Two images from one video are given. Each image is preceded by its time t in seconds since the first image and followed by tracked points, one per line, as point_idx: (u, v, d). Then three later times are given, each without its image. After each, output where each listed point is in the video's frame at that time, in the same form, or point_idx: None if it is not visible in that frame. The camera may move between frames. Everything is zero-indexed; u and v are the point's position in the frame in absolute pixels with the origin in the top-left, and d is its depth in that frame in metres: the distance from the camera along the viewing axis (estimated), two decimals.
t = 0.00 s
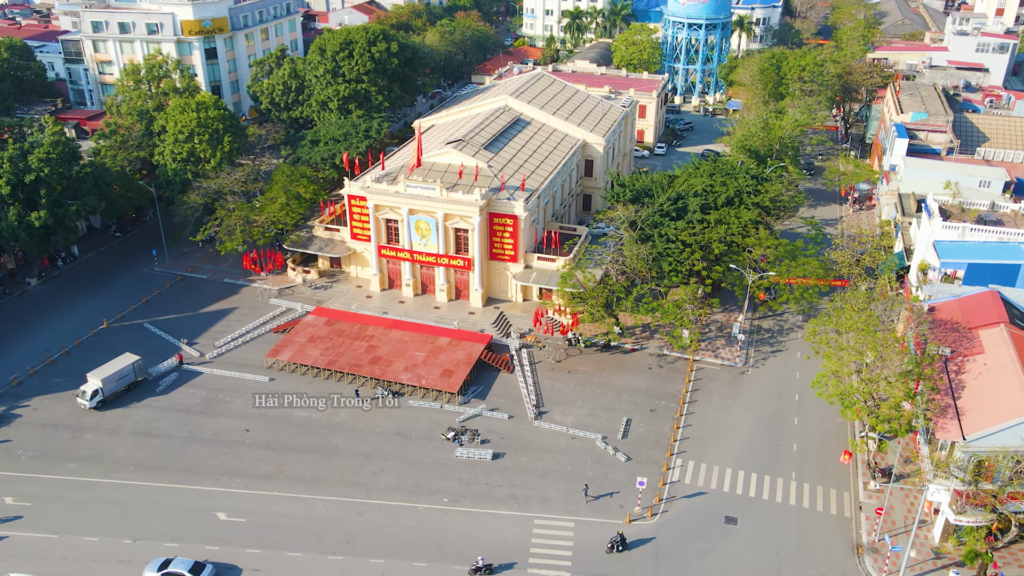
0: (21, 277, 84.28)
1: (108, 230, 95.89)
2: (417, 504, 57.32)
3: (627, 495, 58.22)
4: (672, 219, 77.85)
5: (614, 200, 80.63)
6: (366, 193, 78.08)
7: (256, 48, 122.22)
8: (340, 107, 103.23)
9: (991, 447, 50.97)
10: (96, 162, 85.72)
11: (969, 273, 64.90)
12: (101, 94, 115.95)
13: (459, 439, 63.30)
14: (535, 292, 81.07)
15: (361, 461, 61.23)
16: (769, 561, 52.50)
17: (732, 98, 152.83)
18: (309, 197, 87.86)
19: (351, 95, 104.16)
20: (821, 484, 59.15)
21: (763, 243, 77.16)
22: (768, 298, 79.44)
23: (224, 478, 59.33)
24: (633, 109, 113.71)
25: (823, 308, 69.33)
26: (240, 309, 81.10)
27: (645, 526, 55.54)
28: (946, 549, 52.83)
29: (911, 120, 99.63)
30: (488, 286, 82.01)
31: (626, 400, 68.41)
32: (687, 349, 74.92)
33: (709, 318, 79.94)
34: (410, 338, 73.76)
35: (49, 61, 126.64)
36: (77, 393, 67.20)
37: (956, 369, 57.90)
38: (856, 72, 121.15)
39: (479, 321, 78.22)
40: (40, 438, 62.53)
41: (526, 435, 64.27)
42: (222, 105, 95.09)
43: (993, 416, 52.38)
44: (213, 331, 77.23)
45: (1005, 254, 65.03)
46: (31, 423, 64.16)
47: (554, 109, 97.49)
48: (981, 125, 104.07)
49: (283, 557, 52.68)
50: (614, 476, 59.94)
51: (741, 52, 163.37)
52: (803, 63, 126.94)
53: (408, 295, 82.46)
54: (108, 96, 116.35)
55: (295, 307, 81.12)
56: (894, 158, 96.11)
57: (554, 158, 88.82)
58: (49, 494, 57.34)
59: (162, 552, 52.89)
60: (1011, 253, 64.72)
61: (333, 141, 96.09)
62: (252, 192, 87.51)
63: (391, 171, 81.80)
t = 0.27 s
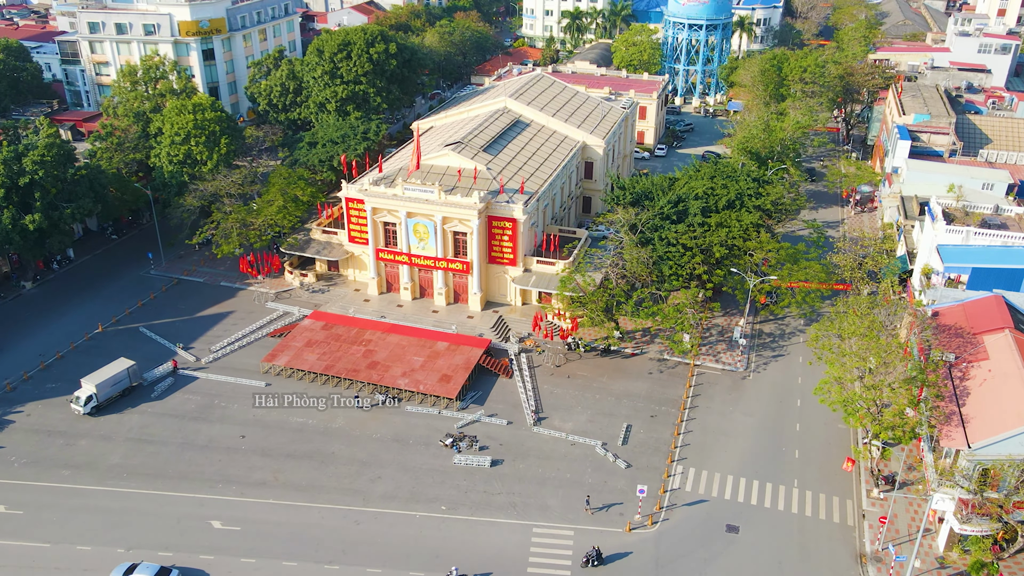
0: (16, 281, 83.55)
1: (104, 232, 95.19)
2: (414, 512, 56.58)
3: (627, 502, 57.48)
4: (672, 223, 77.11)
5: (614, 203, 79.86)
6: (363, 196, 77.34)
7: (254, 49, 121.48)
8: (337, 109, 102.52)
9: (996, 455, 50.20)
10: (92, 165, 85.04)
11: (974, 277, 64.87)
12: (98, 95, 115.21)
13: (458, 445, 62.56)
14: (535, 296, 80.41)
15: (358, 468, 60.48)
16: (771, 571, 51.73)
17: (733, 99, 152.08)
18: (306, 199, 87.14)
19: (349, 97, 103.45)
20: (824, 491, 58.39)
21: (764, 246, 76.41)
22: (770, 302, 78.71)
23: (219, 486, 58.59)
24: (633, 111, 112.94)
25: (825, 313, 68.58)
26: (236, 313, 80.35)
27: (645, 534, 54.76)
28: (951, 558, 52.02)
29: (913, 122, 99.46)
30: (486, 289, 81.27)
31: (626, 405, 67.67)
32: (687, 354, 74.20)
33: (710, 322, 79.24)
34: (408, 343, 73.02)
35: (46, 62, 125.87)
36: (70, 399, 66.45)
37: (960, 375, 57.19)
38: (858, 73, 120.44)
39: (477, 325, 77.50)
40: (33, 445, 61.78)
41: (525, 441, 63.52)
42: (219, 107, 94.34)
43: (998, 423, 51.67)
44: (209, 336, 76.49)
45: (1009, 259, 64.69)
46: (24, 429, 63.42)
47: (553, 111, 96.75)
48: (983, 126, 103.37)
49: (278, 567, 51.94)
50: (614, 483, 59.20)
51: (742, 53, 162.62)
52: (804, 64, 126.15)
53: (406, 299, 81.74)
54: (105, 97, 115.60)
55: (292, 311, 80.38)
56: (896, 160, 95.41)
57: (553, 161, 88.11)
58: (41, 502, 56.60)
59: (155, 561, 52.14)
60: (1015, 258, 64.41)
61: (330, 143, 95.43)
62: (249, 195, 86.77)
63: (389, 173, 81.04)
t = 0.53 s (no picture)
0: (10, 284, 82.79)
1: (100, 235, 94.46)
2: (411, 521, 55.81)
3: (627, 511, 56.71)
4: (673, 226, 76.29)
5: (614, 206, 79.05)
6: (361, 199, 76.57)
7: (252, 50, 120.73)
8: (335, 110, 101.76)
9: (1003, 464, 49.40)
10: (87, 168, 84.33)
11: (977, 283, 63.33)
12: (94, 97, 114.51)
13: (455, 452, 61.79)
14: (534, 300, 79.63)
15: (355, 476, 59.71)
16: None
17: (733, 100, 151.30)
18: (304, 202, 86.38)
19: (347, 99, 102.68)
20: (826, 500, 57.61)
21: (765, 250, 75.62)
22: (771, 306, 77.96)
23: (213, 494, 57.82)
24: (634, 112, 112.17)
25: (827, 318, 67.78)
26: (233, 317, 79.58)
27: (645, 544, 53.97)
28: (956, 568, 51.23)
29: (915, 124, 98.84)
30: (485, 293, 80.48)
31: (626, 411, 66.89)
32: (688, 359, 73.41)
33: (711, 326, 78.50)
34: (405, 347, 72.24)
35: (42, 63, 125.16)
36: (64, 405, 65.67)
37: (965, 382, 56.42)
38: (859, 74, 119.70)
39: (476, 330, 76.71)
40: (26, 452, 61.01)
41: (524, 448, 62.75)
42: (216, 109, 93.59)
43: (1004, 432, 50.64)
44: (204, 340, 75.72)
45: (1013, 264, 63.59)
46: (16, 436, 62.64)
47: (553, 113, 95.95)
48: (984, 128, 102.66)
49: None
50: (613, 491, 58.43)
51: (742, 54, 161.82)
52: (805, 65, 125.31)
53: (404, 303, 80.96)
54: (101, 98, 114.89)
55: (289, 315, 79.61)
56: (898, 162, 94.61)
57: (553, 163, 87.33)
58: (33, 510, 55.83)
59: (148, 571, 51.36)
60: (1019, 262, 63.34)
61: (328, 145, 94.74)
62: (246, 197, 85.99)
63: (387, 176, 80.27)
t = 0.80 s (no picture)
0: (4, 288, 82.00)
1: (96, 238, 93.66)
2: (409, 530, 55.01)
3: (627, 520, 55.92)
4: (674, 230, 75.48)
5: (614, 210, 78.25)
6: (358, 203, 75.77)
7: (250, 51, 119.93)
8: (333, 112, 100.99)
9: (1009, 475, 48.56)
10: (82, 171, 83.57)
11: (982, 288, 62.71)
12: (90, 98, 113.76)
13: (454, 460, 61.03)
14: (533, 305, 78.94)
15: (351, 484, 58.90)
16: None
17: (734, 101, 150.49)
18: (301, 206, 85.62)
19: (345, 101, 101.89)
20: (829, 509, 56.79)
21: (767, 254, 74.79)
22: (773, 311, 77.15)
23: (208, 502, 57.02)
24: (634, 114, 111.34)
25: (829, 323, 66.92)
26: (229, 322, 78.78)
27: (646, 554, 53.16)
28: None
29: (918, 126, 97.92)
30: (484, 297, 79.70)
31: (627, 418, 66.09)
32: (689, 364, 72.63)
33: (712, 331, 77.71)
34: (403, 353, 71.46)
35: (39, 64, 124.43)
36: (57, 412, 64.86)
37: (970, 389, 55.63)
38: (861, 76, 118.95)
39: (474, 335, 75.91)
40: (18, 460, 60.20)
41: (523, 455, 61.96)
42: (212, 111, 92.78)
43: (1010, 440, 49.96)
44: (200, 345, 74.91)
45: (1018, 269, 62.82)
46: (9, 443, 61.84)
47: (552, 115, 95.14)
48: (987, 130, 101.90)
49: None
50: (614, 500, 57.63)
51: (743, 55, 161.05)
52: (807, 66, 124.48)
53: (402, 307, 80.20)
54: (98, 99, 114.10)
55: (286, 319, 78.81)
56: (901, 165, 93.77)
57: (552, 166, 86.53)
58: (25, 519, 55.03)
59: None
60: None
61: (326, 148, 94.04)
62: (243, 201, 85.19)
63: (385, 179, 79.49)
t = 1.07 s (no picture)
0: None
1: (91, 242, 92.89)
2: (405, 540, 54.19)
3: (627, 530, 55.09)
4: (674, 234, 74.70)
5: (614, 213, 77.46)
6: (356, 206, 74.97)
7: (247, 52, 119.12)
8: (331, 115, 100.20)
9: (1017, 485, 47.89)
10: (77, 174, 82.85)
11: (987, 293, 62.19)
12: (87, 100, 112.99)
13: (451, 468, 60.17)
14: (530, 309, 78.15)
15: (347, 493, 58.08)
16: None
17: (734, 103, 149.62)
18: (298, 209, 84.82)
19: (343, 103, 101.04)
20: (833, 518, 55.96)
21: (768, 259, 73.92)
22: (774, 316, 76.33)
23: (202, 512, 56.20)
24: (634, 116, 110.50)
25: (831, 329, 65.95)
26: (225, 327, 77.98)
27: (646, 565, 52.33)
28: None
29: (920, 129, 96.52)
30: (482, 302, 78.87)
31: (627, 425, 65.25)
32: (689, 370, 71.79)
33: (713, 336, 76.87)
34: (401, 359, 70.62)
35: (35, 66, 123.68)
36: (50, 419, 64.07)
37: (975, 397, 54.84)
38: (863, 78, 118.18)
39: (473, 340, 75.09)
40: (10, 468, 59.40)
41: (521, 463, 61.11)
42: (209, 113, 91.99)
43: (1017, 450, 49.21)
44: (195, 351, 74.11)
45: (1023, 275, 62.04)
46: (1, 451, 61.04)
47: (552, 117, 94.29)
48: (991, 132, 101.14)
49: None
50: (613, 509, 56.79)
51: (744, 57, 160.16)
52: (808, 68, 123.60)
53: (400, 312, 79.39)
54: (94, 101, 113.32)
55: (282, 324, 78.02)
56: (903, 168, 92.84)
57: (552, 169, 85.70)
58: (16, 529, 54.23)
59: None
60: None
61: (323, 150, 93.28)
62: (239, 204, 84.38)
63: (382, 183, 78.69)
